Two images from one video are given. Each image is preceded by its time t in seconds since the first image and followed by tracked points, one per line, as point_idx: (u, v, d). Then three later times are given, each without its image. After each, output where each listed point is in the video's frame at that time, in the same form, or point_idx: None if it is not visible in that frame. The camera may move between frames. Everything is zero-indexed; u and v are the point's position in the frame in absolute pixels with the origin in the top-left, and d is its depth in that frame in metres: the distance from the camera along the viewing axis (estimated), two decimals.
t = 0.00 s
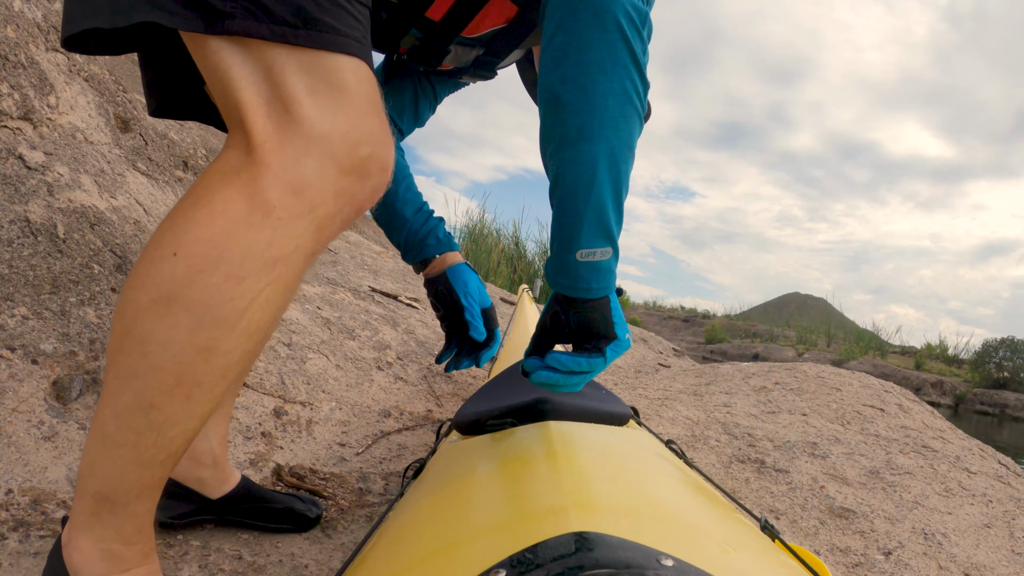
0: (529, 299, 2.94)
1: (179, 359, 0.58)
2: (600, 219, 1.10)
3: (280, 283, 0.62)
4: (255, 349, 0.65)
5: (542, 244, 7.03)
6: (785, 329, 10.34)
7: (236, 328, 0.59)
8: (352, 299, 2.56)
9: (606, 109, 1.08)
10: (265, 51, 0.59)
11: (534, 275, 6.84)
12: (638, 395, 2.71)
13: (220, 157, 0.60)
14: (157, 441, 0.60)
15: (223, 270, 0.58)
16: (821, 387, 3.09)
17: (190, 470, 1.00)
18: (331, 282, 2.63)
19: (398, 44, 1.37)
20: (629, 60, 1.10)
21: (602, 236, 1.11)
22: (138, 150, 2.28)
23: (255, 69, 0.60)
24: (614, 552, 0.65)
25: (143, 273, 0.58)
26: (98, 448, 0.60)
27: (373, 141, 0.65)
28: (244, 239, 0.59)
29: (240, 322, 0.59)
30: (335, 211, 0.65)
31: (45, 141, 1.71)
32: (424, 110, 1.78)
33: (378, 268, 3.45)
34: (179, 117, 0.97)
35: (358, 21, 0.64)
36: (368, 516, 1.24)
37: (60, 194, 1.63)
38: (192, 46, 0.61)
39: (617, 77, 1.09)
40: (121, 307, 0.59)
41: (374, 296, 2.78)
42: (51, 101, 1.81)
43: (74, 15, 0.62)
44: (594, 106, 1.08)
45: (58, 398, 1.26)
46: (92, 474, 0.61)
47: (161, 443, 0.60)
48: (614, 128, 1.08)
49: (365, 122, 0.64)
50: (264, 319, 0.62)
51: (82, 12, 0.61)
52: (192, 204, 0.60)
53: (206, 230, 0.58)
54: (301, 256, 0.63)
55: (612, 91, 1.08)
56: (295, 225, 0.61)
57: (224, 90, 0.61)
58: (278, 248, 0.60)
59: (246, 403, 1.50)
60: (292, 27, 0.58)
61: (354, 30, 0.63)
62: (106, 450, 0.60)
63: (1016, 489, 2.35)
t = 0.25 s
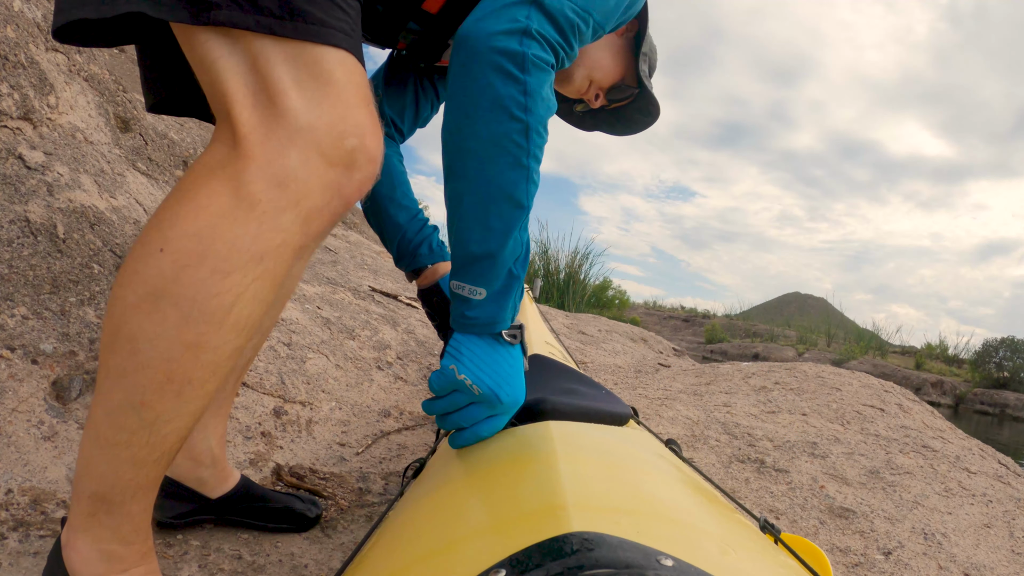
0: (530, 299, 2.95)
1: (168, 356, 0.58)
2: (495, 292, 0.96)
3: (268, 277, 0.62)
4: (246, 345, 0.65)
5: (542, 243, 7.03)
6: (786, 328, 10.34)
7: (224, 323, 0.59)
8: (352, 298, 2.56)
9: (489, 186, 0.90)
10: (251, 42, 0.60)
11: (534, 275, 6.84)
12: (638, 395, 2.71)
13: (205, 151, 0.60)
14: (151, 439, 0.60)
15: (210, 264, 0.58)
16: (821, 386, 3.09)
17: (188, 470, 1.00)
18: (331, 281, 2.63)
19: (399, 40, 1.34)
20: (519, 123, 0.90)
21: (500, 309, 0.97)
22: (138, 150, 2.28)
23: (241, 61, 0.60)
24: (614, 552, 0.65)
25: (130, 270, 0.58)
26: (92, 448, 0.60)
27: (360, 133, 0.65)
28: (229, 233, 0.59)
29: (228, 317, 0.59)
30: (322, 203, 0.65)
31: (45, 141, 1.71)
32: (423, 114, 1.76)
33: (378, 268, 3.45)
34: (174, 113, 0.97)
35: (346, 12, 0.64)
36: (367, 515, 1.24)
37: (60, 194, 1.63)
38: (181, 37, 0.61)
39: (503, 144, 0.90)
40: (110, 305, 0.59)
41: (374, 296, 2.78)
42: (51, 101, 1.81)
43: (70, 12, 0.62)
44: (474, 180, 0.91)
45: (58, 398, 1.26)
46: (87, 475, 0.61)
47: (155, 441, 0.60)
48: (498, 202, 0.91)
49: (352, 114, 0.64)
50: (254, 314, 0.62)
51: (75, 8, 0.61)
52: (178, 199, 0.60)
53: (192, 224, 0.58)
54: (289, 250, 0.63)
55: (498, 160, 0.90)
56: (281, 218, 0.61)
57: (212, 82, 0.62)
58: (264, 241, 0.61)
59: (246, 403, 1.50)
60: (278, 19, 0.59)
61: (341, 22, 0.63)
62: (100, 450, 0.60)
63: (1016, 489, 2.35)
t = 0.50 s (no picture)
0: (529, 299, 2.95)
1: (166, 355, 0.58)
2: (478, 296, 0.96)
3: (266, 276, 0.62)
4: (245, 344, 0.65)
5: (542, 243, 7.03)
6: (785, 328, 10.33)
7: (222, 322, 0.59)
8: (351, 298, 2.56)
9: (467, 189, 0.92)
10: (247, 41, 0.60)
11: (535, 275, 6.82)
12: (638, 395, 2.71)
13: (202, 150, 0.60)
14: (149, 439, 0.60)
15: (208, 263, 0.58)
16: (820, 386, 3.09)
17: (187, 469, 1.00)
18: (330, 281, 2.63)
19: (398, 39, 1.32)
20: (496, 126, 0.90)
21: (484, 307, 0.97)
22: (138, 150, 2.28)
23: (238, 59, 0.60)
24: (614, 552, 0.65)
25: (128, 269, 0.58)
26: (90, 447, 0.60)
27: (357, 131, 0.65)
28: (227, 232, 0.59)
29: (226, 316, 0.60)
30: (320, 202, 0.65)
31: (45, 141, 1.71)
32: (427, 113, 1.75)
33: (378, 268, 3.45)
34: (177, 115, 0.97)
35: (342, 10, 0.64)
36: (367, 515, 1.25)
37: (60, 194, 1.63)
38: (177, 38, 0.61)
39: (481, 147, 0.91)
40: (108, 304, 0.58)
41: (374, 296, 2.78)
42: (50, 101, 1.81)
43: (69, 11, 0.62)
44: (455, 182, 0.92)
45: (57, 398, 1.26)
46: (86, 474, 0.61)
47: (154, 440, 0.61)
48: (477, 203, 0.92)
49: (349, 112, 0.64)
50: (252, 313, 0.62)
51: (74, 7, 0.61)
52: (176, 198, 0.60)
53: (189, 223, 0.58)
54: (286, 249, 0.63)
55: (476, 163, 0.91)
56: (278, 216, 0.61)
57: (208, 82, 0.61)
58: (262, 240, 0.61)
59: (245, 402, 1.50)
60: (273, 17, 0.59)
61: (337, 19, 0.63)
62: (99, 449, 0.60)
63: (1016, 489, 2.35)
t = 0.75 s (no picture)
0: (530, 298, 2.95)
1: (169, 355, 0.58)
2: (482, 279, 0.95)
3: (269, 277, 0.62)
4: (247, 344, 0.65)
5: (542, 243, 7.03)
6: (785, 328, 10.33)
7: (225, 322, 0.59)
8: (352, 298, 2.56)
9: (474, 165, 0.90)
10: (249, 41, 0.60)
11: (535, 275, 6.82)
12: (638, 394, 2.71)
13: (205, 151, 0.60)
14: (151, 439, 0.60)
15: (211, 263, 0.58)
16: (820, 386, 3.09)
17: (188, 470, 1.00)
18: (331, 281, 2.63)
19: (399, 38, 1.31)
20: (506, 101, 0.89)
21: (488, 292, 0.96)
22: (138, 150, 2.28)
23: (240, 60, 0.60)
24: (615, 552, 0.65)
25: (131, 269, 0.58)
26: (92, 447, 0.60)
27: (360, 131, 0.65)
28: (230, 232, 0.59)
29: (229, 316, 0.60)
30: (323, 202, 0.65)
31: (45, 141, 1.71)
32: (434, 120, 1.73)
33: (378, 267, 3.45)
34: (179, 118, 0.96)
35: (343, 10, 0.64)
36: (367, 515, 1.25)
37: (60, 194, 1.63)
38: (179, 39, 0.61)
39: (489, 123, 0.89)
40: (110, 304, 0.58)
41: (374, 296, 2.78)
42: (50, 101, 1.81)
43: (69, 13, 0.62)
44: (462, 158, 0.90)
45: (58, 398, 1.26)
46: (87, 473, 0.61)
47: (156, 440, 0.61)
48: (482, 180, 0.90)
49: (351, 113, 0.64)
50: (255, 313, 0.62)
51: (74, 6, 0.61)
52: (179, 199, 0.60)
53: (192, 224, 0.58)
54: (289, 249, 0.63)
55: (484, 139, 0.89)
56: (281, 217, 0.61)
57: (210, 83, 0.61)
58: (265, 241, 0.61)
59: (245, 402, 1.50)
60: (274, 18, 0.59)
61: (337, 19, 0.63)
62: (101, 448, 0.60)
63: (1016, 489, 2.35)
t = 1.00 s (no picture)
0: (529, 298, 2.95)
1: (166, 355, 0.58)
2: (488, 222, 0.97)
3: (267, 278, 0.62)
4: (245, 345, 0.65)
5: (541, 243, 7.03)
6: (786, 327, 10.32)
7: (222, 323, 0.60)
8: (350, 298, 2.56)
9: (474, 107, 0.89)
10: (247, 42, 0.60)
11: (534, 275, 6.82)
12: (637, 394, 2.72)
13: (203, 151, 0.60)
14: (149, 439, 0.60)
15: (209, 264, 0.58)
16: (819, 386, 3.09)
17: (185, 471, 1.01)
18: (329, 281, 2.63)
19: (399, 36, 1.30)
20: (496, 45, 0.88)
21: (497, 232, 0.97)
22: (137, 150, 2.28)
23: (238, 60, 0.61)
24: (612, 553, 0.65)
25: (128, 269, 0.59)
26: (90, 447, 0.60)
27: (357, 132, 0.66)
28: (227, 233, 0.59)
29: (226, 317, 0.60)
30: (321, 204, 0.65)
31: (43, 142, 1.71)
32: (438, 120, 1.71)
33: (377, 268, 3.45)
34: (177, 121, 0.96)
35: (341, 10, 0.64)
36: (364, 515, 1.25)
37: (58, 195, 1.63)
38: (175, 39, 0.62)
39: (482, 77, 0.89)
40: (108, 305, 0.59)
41: (373, 296, 2.78)
42: (49, 102, 1.82)
43: (64, 15, 0.62)
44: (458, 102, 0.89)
45: (56, 398, 1.27)
46: (85, 472, 0.61)
47: (153, 440, 0.61)
48: (480, 133, 0.90)
49: (348, 113, 0.65)
50: (252, 314, 0.62)
51: (71, 7, 0.61)
52: (177, 199, 0.60)
53: (190, 224, 0.58)
54: (287, 250, 0.63)
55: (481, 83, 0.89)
56: (279, 218, 0.62)
57: (208, 84, 0.62)
58: (263, 242, 0.61)
59: (243, 402, 1.50)
60: (270, 18, 0.59)
61: (334, 19, 0.63)
62: (99, 448, 0.60)
63: (1015, 489, 2.34)
